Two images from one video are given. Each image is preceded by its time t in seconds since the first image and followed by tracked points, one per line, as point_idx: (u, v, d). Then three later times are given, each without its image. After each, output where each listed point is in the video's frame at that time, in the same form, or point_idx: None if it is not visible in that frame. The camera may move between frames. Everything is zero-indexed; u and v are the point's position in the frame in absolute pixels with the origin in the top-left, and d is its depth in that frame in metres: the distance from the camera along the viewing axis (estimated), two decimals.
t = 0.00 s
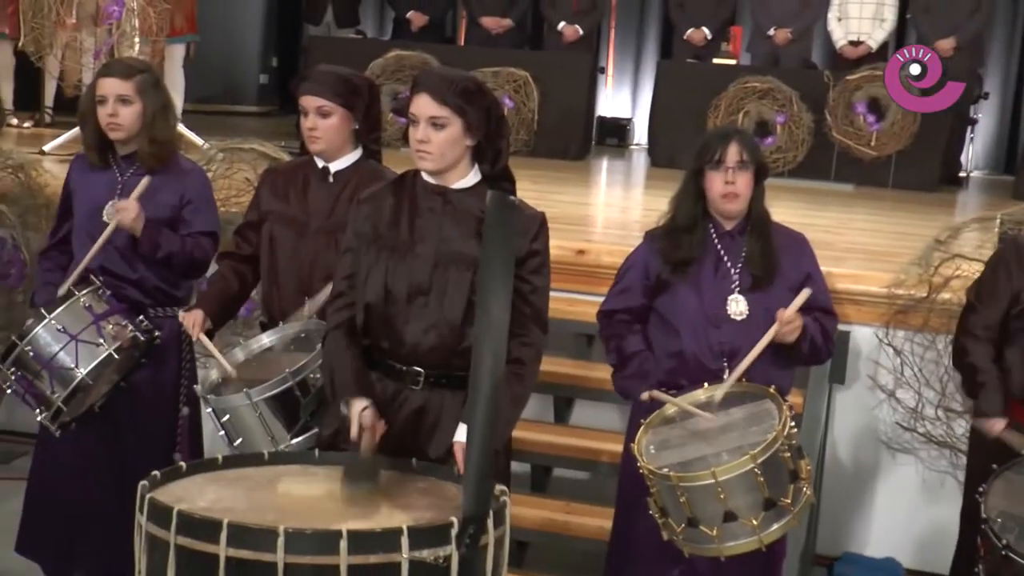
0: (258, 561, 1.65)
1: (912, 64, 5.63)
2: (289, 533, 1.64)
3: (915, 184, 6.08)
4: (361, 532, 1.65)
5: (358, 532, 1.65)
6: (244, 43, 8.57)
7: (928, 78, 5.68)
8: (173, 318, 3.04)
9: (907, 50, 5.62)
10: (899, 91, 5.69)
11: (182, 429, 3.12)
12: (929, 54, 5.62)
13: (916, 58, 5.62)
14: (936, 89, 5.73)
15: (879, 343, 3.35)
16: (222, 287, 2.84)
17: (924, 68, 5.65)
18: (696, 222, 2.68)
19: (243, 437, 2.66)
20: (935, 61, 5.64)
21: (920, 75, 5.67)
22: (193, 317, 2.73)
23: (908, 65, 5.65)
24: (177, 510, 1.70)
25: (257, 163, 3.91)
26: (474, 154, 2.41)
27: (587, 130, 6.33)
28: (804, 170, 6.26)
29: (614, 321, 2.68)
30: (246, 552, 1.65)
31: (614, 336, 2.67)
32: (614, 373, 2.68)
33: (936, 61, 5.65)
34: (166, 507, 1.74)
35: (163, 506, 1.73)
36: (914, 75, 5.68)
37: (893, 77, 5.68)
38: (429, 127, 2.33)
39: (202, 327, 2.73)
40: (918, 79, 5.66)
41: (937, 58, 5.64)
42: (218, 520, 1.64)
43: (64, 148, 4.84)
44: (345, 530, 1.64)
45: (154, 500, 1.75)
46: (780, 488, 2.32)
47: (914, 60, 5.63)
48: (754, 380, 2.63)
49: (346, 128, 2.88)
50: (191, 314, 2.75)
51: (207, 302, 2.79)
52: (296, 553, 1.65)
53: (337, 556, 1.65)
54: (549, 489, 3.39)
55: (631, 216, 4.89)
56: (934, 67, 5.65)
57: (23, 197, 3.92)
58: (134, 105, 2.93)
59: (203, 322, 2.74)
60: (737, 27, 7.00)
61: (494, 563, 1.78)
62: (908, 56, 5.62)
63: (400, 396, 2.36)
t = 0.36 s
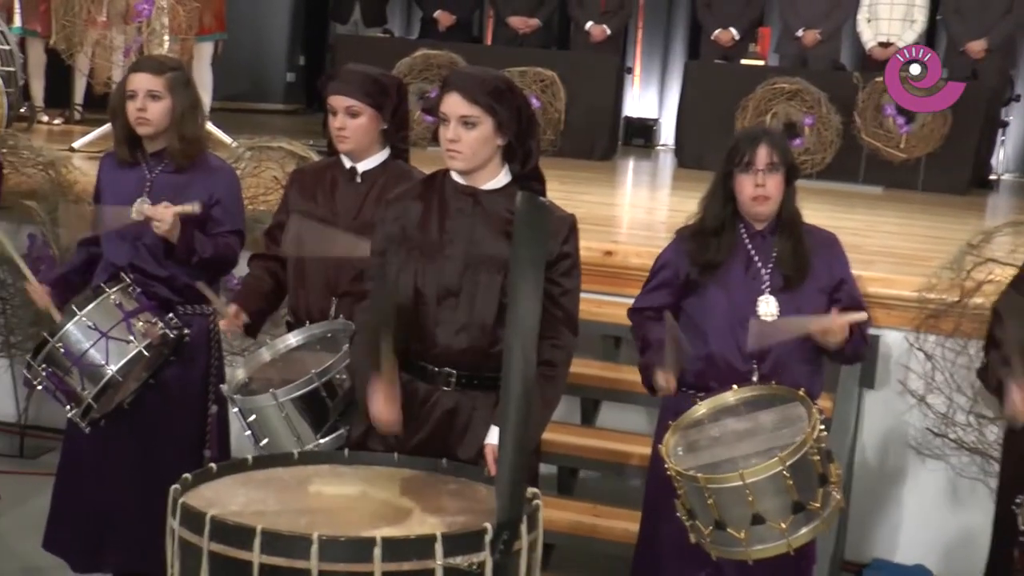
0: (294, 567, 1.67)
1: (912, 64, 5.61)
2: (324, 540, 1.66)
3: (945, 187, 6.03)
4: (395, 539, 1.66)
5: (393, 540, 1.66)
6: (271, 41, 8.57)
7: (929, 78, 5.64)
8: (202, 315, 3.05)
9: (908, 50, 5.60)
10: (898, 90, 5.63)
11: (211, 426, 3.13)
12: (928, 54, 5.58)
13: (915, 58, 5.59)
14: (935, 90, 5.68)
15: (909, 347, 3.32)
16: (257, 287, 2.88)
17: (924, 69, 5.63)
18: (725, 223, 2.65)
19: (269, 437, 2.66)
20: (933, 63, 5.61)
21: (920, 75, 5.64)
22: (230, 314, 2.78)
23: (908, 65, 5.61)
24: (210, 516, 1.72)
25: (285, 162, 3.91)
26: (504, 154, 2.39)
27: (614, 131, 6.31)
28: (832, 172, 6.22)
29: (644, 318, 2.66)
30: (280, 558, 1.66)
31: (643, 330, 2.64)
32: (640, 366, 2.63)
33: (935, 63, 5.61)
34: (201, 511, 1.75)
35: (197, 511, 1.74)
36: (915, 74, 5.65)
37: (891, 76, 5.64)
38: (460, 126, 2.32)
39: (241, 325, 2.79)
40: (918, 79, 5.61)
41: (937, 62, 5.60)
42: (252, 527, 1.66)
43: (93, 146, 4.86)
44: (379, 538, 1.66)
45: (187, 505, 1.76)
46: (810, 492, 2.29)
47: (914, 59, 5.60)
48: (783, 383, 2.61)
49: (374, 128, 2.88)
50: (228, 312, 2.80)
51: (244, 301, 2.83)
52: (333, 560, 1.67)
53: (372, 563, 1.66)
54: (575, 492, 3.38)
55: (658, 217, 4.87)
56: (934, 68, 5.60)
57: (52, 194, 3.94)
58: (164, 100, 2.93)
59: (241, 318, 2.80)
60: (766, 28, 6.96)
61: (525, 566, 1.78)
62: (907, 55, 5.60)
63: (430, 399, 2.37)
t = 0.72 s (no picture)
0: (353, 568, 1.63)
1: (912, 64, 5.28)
2: (383, 541, 1.62)
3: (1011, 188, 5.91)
4: (454, 540, 1.62)
5: (451, 540, 1.62)
6: (330, 39, 8.60)
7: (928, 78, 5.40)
8: (261, 314, 3.07)
9: (907, 51, 5.26)
10: (899, 90, 5.37)
11: (269, 425, 3.15)
12: (929, 54, 5.27)
13: (915, 59, 5.26)
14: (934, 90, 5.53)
15: (977, 351, 3.24)
16: (320, 282, 2.93)
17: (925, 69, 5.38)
18: (789, 225, 2.61)
19: (331, 438, 2.67)
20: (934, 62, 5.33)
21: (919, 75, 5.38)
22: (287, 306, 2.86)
23: (908, 66, 5.30)
24: (270, 513, 1.68)
25: (344, 160, 3.91)
26: (568, 152, 2.37)
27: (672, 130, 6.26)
28: (894, 172, 6.13)
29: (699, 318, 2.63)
30: (339, 558, 1.63)
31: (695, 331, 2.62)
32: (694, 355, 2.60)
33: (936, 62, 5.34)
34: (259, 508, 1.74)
35: (255, 507, 1.72)
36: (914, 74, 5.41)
37: (892, 76, 5.35)
38: (524, 123, 2.30)
39: (297, 316, 2.85)
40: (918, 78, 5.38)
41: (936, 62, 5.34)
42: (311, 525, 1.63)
43: (154, 143, 4.90)
44: (438, 538, 1.62)
45: (246, 501, 1.75)
46: (874, 503, 2.23)
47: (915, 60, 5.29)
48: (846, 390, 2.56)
49: (437, 126, 2.86)
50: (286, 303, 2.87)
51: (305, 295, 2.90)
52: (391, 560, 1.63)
53: (431, 564, 1.62)
54: (634, 493, 3.35)
55: (716, 217, 4.82)
56: (934, 67, 5.35)
57: (115, 191, 3.97)
58: (225, 98, 2.94)
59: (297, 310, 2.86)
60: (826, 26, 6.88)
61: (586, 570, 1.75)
62: (908, 57, 5.28)
63: (489, 400, 2.36)
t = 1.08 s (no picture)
0: (405, 559, 1.63)
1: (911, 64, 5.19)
2: (436, 532, 1.61)
3: None
4: (506, 533, 1.61)
5: (503, 533, 1.61)
6: (381, 26, 8.58)
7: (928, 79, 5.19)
8: (312, 300, 3.07)
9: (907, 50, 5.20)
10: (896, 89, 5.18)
11: (320, 411, 3.13)
12: (930, 53, 5.15)
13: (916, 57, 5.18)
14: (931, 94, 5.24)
15: None
16: (370, 268, 2.89)
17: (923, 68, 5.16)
18: (846, 216, 2.57)
19: (379, 424, 2.65)
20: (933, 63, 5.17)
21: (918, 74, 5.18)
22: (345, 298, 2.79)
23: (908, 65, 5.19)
24: (322, 504, 1.67)
25: (396, 146, 3.90)
26: (625, 139, 2.36)
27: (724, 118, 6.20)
28: (950, 160, 6.04)
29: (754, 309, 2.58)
30: (392, 550, 1.62)
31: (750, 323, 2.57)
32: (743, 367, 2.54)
33: (937, 62, 5.17)
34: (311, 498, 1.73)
35: (307, 497, 1.71)
36: (911, 74, 5.18)
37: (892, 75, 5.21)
38: (582, 112, 2.30)
39: (352, 308, 2.79)
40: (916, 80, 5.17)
41: (937, 64, 5.16)
42: (364, 518, 1.62)
43: (206, 129, 4.92)
44: (490, 531, 1.61)
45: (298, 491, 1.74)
46: (935, 496, 2.20)
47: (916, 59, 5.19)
48: (904, 381, 2.52)
49: (495, 109, 2.87)
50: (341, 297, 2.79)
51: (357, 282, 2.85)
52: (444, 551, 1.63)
53: (484, 557, 1.61)
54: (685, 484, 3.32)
55: (769, 206, 4.76)
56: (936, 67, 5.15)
57: (168, 177, 4.00)
58: (278, 87, 2.95)
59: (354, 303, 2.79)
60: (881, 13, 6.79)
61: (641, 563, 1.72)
62: (909, 55, 5.19)
63: (543, 389, 2.34)
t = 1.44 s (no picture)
0: (437, 549, 1.53)
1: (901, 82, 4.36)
2: (469, 522, 1.51)
3: None
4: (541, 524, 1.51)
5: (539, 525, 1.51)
6: (412, 13, 8.46)
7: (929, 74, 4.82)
8: (346, 289, 3.05)
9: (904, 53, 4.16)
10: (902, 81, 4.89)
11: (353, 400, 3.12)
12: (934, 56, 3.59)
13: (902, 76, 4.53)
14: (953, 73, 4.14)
15: None
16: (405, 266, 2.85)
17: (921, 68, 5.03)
18: (887, 205, 2.52)
19: (415, 414, 2.65)
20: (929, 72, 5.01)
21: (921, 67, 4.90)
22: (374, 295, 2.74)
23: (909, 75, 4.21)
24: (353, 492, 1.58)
25: (428, 133, 3.88)
26: (661, 125, 2.33)
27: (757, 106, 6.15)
28: (985, 150, 5.96)
29: (794, 299, 2.54)
30: (425, 539, 1.53)
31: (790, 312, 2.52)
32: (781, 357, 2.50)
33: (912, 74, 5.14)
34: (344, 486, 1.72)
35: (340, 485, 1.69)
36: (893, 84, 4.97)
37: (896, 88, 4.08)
38: (618, 99, 2.28)
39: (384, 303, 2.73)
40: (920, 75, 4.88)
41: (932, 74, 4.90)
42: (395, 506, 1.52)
43: (237, 115, 4.92)
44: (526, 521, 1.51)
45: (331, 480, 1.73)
46: (976, 491, 2.16)
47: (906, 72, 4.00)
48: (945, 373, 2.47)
49: (531, 97, 2.86)
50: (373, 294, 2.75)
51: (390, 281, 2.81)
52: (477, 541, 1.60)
53: (518, 548, 1.51)
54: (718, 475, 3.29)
55: (803, 195, 4.72)
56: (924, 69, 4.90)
57: (200, 163, 3.98)
58: (311, 71, 2.95)
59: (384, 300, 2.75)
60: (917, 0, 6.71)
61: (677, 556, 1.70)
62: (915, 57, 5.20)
63: (579, 377, 2.31)
